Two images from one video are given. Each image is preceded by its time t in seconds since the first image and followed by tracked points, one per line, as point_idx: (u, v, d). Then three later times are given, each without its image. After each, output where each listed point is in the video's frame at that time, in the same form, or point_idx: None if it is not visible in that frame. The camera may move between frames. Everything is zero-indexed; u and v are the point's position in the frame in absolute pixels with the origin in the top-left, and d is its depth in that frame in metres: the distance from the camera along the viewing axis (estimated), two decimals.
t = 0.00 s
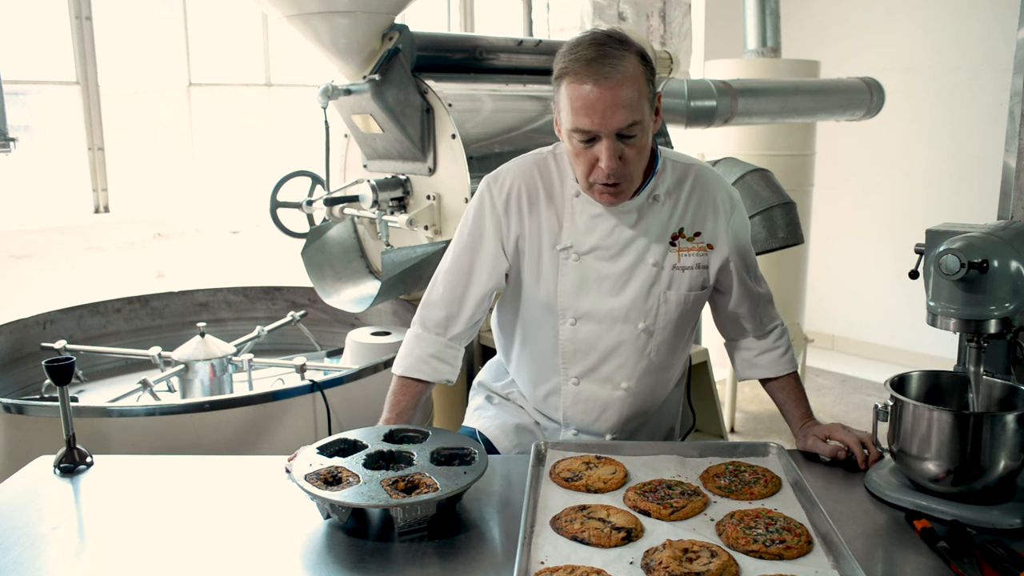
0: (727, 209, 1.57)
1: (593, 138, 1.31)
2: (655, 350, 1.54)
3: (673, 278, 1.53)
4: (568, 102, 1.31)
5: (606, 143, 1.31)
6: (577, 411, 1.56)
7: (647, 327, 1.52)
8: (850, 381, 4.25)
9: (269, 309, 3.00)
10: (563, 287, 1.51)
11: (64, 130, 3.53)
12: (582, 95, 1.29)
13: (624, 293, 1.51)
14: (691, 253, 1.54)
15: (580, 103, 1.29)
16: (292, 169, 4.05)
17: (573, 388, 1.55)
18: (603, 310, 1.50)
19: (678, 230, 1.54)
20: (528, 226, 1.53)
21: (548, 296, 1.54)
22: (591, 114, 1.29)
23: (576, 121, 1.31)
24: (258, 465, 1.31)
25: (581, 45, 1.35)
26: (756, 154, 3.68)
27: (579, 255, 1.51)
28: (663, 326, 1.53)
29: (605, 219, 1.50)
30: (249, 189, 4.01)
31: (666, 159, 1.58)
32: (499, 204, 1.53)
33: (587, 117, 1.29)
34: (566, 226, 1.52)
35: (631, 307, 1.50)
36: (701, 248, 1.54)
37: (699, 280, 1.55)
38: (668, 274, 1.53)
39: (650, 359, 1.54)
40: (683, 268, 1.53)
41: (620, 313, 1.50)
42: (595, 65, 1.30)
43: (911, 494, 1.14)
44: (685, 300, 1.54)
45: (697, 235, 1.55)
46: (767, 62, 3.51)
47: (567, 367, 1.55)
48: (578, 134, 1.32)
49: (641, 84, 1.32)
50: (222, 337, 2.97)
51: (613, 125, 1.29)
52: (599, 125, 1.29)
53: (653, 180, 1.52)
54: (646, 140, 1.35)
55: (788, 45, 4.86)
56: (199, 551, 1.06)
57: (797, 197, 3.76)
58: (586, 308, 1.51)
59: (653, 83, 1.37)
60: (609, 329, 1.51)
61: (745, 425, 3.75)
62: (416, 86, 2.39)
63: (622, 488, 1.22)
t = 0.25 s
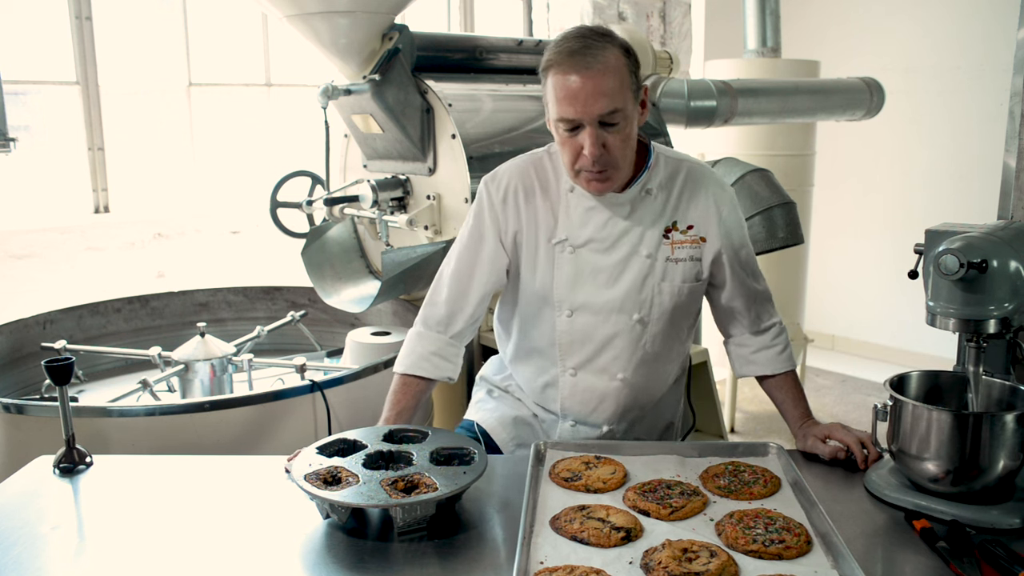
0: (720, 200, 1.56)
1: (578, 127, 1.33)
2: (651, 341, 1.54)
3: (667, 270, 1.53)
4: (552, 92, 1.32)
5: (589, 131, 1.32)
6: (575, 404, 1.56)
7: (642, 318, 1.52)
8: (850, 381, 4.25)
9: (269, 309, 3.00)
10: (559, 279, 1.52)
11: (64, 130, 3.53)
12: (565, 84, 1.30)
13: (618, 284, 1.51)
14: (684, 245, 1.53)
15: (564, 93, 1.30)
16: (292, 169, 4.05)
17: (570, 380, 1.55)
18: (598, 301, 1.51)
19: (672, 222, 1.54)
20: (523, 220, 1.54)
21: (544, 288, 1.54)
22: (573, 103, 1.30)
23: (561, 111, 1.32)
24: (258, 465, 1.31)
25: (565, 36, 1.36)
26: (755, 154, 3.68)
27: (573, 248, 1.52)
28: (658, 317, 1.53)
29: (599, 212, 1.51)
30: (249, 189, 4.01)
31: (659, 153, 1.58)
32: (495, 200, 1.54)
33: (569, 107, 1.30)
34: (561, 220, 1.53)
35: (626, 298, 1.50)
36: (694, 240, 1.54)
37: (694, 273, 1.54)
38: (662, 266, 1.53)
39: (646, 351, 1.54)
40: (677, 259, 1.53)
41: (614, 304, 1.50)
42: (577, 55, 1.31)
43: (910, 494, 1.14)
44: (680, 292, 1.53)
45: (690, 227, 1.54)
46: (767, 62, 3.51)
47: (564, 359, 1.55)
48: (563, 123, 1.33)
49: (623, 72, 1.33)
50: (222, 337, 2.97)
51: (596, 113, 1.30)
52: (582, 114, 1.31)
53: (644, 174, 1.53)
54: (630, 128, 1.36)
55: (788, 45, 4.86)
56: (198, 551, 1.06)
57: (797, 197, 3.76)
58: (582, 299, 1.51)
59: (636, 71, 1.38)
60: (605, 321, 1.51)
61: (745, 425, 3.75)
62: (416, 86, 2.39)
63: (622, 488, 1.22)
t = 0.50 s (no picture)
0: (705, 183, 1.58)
1: (569, 102, 1.36)
2: (649, 323, 1.55)
3: (661, 252, 1.54)
4: (544, 69, 1.36)
5: (580, 106, 1.35)
6: (578, 391, 1.55)
7: (639, 299, 1.53)
8: (850, 381, 4.25)
9: (269, 309, 3.01)
10: (555, 265, 1.53)
11: (64, 130, 3.53)
12: (556, 61, 1.34)
13: (614, 267, 1.53)
14: (675, 228, 1.55)
15: (555, 69, 1.34)
16: (292, 169, 4.05)
17: (572, 366, 1.54)
18: (595, 284, 1.52)
19: (661, 207, 1.56)
20: (516, 212, 1.55)
21: (540, 276, 1.55)
22: (564, 78, 1.33)
23: (552, 87, 1.35)
24: (258, 466, 1.31)
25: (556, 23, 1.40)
26: (755, 154, 3.68)
27: (568, 235, 1.54)
28: (655, 297, 1.54)
29: (591, 200, 1.54)
30: (249, 189, 4.01)
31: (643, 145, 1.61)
32: (487, 194, 1.56)
33: (560, 82, 1.34)
34: (553, 209, 1.55)
35: (622, 279, 1.52)
36: (683, 223, 1.55)
37: (686, 254, 1.55)
38: (656, 249, 1.54)
39: (645, 333, 1.55)
40: (669, 242, 1.54)
41: (611, 286, 1.52)
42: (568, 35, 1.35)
43: (910, 495, 1.14)
44: (675, 273, 1.54)
45: (679, 211, 1.56)
46: (767, 62, 3.52)
47: (565, 346, 1.55)
48: (555, 100, 1.36)
49: (611, 52, 1.37)
50: (222, 337, 2.97)
51: (585, 88, 1.33)
52: (572, 89, 1.34)
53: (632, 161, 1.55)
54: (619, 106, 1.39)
55: (788, 45, 4.86)
56: (198, 551, 1.06)
57: (797, 197, 3.76)
58: (579, 284, 1.53)
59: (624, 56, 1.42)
60: (603, 303, 1.53)
61: (745, 425, 3.75)
62: (416, 86, 2.39)
63: (622, 488, 1.22)
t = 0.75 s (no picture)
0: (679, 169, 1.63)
1: (553, 84, 1.41)
2: (641, 303, 1.56)
3: (647, 233, 1.56)
4: (530, 55, 1.41)
5: (565, 88, 1.40)
6: (577, 374, 1.55)
7: (629, 279, 1.54)
8: (849, 381, 4.26)
9: (269, 309, 3.00)
10: (546, 252, 1.55)
11: (64, 130, 3.53)
12: (543, 47, 1.40)
13: (602, 250, 1.55)
14: (657, 210, 1.57)
15: (541, 53, 1.40)
16: (292, 169, 4.05)
17: (570, 349, 1.55)
18: (586, 267, 1.54)
19: (641, 191, 1.59)
20: (502, 206, 1.57)
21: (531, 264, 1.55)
22: (551, 62, 1.39)
23: (538, 70, 1.40)
24: (259, 466, 1.31)
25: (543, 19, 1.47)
26: (755, 154, 3.68)
27: (554, 222, 1.56)
28: (645, 276, 1.55)
29: (574, 187, 1.56)
30: (249, 189, 4.01)
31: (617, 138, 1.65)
32: (470, 192, 1.58)
33: (547, 65, 1.40)
34: (538, 200, 1.57)
35: (611, 260, 1.54)
36: (665, 205, 1.58)
37: (671, 234, 1.58)
38: (641, 230, 1.56)
39: (637, 313, 1.56)
40: (653, 223, 1.56)
41: (601, 267, 1.54)
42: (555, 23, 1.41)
43: (911, 495, 1.14)
44: (661, 252, 1.56)
45: (659, 194, 1.59)
46: (767, 62, 3.52)
47: (562, 330, 1.55)
48: (540, 83, 1.41)
49: (595, 42, 1.43)
50: (222, 337, 2.97)
51: (571, 72, 1.39)
52: (558, 72, 1.39)
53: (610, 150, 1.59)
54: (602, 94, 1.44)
55: (788, 45, 4.86)
56: (199, 551, 1.06)
57: (797, 197, 3.76)
58: (570, 267, 1.54)
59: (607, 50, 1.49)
60: (595, 284, 1.54)
61: (745, 425, 3.75)
62: (416, 86, 2.39)
63: (622, 488, 1.22)
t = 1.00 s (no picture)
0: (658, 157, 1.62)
1: (537, 85, 1.41)
2: (617, 287, 1.55)
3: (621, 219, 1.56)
4: (516, 55, 1.41)
5: (549, 90, 1.40)
6: (553, 359, 1.57)
7: (602, 264, 1.54)
8: (849, 381, 4.26)
9: (269, 309, 3.00)
10: (519, 240, 1.58)
11: (64, 130, 3.53)
12: (531, 48, 1.39)
13: (574, 236, 1.56)
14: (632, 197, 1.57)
15: (528, 54, 1.39)
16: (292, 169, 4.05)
17: (543, 334, 1.56)
18: (557, 253, 1.56)
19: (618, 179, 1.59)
20: (479, 199, 1.61)
21: (505, 252, 1.59)
22: (537, 63, 1.39)
23: (523, 71, 1.40)
24: (259, 466, 1.31)
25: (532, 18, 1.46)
26: (755, 154, 3.68)
27: (528, 212, 1.58)
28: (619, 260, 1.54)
29: (549, 177, 1.59)
30: (249, 189, 4.01)
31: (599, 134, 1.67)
32: (451, 189, 1.64)
33: (533, 66, 1.39)
34: (514, 192, 1.61)
35: (583, 246, 1.55)
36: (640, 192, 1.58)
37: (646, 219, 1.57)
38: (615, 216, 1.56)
39: (613, 297, 1.55)
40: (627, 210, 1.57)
41: (573, 252, 1.55)
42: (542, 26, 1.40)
43: (911, 495, 1.14)
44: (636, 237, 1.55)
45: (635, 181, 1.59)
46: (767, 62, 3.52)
47: (535, 316, 1.57)
48: (524, 83, 1.42)
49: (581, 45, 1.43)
50: (222, 336, 2.97)
51: (556, 75, 1.39)
52: (544, 74, 1.39)
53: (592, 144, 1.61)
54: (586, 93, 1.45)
55: (788, 45, 4.86)
56: (199, 551, 1.06)
57: (797, 197, 3.76)
58: (543, 255, 1.56)
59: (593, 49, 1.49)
60: (568, 270, 1.55)
61: (745, 425, 3.75)
62: (416, 86, 2.39)
63: (622, 488, 1.22)
